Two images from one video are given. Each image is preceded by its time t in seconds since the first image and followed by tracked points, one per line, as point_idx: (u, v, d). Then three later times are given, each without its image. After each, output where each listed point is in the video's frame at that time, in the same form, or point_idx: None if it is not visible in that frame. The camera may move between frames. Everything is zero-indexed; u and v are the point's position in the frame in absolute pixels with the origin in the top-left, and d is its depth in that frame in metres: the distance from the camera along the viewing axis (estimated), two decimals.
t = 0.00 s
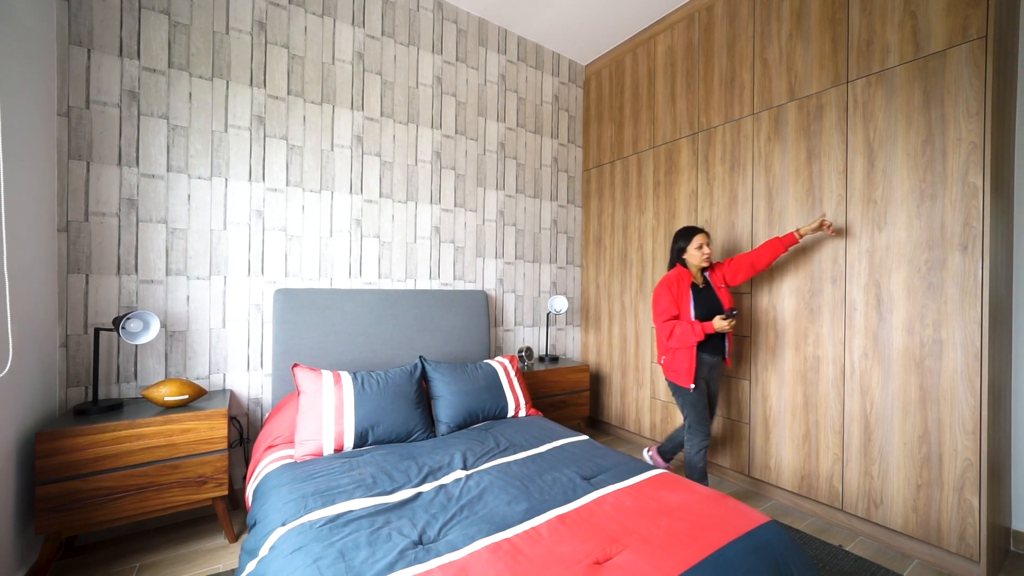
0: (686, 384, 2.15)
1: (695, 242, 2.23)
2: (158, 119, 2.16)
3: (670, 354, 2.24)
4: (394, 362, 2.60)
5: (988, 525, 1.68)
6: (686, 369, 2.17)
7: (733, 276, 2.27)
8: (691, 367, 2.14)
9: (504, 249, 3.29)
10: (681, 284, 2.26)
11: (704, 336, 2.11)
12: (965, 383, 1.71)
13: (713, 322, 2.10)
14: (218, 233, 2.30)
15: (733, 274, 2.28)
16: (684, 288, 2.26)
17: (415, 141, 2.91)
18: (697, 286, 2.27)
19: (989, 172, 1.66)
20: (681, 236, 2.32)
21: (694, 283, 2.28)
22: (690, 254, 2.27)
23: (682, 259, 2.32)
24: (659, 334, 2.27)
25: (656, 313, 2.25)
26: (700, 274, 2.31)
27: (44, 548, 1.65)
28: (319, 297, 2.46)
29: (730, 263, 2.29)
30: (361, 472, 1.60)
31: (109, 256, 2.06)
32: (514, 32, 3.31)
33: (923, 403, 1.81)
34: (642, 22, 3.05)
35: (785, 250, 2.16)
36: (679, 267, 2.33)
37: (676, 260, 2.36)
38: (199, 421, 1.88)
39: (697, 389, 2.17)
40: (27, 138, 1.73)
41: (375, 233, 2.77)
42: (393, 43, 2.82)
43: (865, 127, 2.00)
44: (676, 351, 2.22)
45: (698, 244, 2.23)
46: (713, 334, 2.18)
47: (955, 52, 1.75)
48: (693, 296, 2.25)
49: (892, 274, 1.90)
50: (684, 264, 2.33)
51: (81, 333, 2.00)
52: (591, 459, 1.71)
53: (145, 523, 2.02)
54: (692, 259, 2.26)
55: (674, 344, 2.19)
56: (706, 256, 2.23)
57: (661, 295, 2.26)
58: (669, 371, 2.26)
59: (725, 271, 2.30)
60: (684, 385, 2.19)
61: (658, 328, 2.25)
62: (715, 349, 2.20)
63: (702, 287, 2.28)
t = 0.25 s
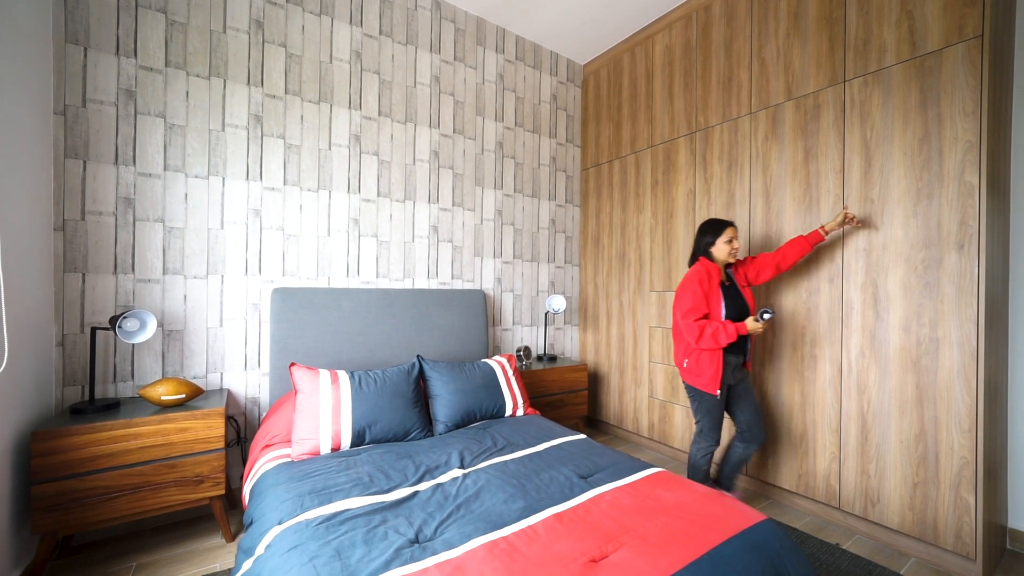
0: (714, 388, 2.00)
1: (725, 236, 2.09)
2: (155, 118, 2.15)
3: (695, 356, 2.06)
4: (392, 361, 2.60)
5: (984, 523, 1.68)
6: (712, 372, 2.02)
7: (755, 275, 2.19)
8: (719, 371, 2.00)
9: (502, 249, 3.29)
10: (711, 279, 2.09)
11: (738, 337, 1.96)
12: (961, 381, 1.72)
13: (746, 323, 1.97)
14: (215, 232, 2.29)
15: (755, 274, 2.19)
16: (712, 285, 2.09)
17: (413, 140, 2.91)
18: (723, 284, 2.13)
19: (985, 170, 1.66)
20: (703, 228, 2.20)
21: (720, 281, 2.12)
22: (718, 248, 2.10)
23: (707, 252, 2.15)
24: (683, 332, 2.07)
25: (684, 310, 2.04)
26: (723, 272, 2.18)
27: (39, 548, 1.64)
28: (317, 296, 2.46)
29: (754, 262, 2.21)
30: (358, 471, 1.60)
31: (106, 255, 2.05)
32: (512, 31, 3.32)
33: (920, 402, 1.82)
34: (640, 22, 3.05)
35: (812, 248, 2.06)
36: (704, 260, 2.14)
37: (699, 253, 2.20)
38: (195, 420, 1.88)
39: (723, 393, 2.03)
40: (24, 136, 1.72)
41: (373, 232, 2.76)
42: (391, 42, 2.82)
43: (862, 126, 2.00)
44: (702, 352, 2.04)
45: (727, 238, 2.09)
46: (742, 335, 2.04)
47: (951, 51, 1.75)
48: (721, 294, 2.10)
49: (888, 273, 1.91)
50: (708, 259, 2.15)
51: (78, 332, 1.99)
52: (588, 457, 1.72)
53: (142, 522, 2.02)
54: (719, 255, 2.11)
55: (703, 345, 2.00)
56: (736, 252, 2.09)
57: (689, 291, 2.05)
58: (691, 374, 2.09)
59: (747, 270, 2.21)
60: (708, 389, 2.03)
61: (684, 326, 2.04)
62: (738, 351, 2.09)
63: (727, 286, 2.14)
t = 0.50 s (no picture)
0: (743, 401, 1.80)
1: (759, 234, 1.90)
2: (149, 116, 2.14)
3: (722, 363, 1.85)
4: (388, 361, 2.59)
5: (978, 521, 1.69)
6: (741, 383, 1.82)
7: (788, 279, 2.06)
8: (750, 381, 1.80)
9: (498, 248, 3.29)
10: (743, 281, 1.89)
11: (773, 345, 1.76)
12: (955, 380, 1.72)
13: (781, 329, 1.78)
14: (210, 232, 2.28)
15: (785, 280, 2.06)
16: (744, 287, 1.90)
17: (410, 139, 2.91)
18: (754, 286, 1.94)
19: (979, 170, 1.66)
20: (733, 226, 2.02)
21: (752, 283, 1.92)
22: (750, 246, 1.91)
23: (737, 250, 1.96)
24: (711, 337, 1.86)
25: (713, 313, 1.84)
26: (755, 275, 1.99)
27: (32, 549, 1.63)
28: (313, 295, 2.45)
29: (785, 267, 2.07)
30: (352, 471, 1.59)
31: (100, 254, 2.04)
32: (508, 31, 3.31)
33: (914, 401, 1.82)
34: (637, 21, 3.05)
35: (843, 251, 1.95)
36: (735, 260, 1.95)
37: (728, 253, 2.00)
38: (190, 420, 1.87)
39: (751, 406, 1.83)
40: (16, 134, 1.71)
41: (369, 231, 2.76)
42: (387, 41, 2.82)
43: (857, 126, 2.00)
44: (730, 359, 1.84)
45: (761, 238, 1.90)
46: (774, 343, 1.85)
47: (945, 51, 1.75)
48: (753, 298, 1.91)
49: (883, 273, 1.91)
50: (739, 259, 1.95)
51: (71, 332, 1.98)
52: (583, 457, 1.71)
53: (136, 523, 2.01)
54: (750, 255, 1.92)
55: (733, 352, 1.79)
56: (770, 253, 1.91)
57: (720, 292, 1.85)
58: (716, 383, 1.89)
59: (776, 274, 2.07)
60: (736, 400, 1.82)
61: (712, 331, 1.84)
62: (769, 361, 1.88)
63: (758, 289, 1.96)
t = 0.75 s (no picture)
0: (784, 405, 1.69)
1: (792, 231, 1.82)
2: (139, 115, 2.13)
3: (759, 367, 1.76)
4: (381, 362, 2.58)
5: (966, 520, 1.70)
6: (781, 386, 1.71)
7: (834, 283, 1.91)
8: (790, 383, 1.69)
9: (492, 248, 3.28)
10: (775, 279, 1.80)
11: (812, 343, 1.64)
12: (944, 380, 1.73)
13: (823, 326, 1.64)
14: (201, 232, 2.27)
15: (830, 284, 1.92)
16: (778, 285, 1.80)
17: (403, 139, 2.90)
18: (792, 284, 1.84)
19: (968, 171, 1.67)
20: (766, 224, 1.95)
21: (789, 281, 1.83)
22: (783, 244, 1.83)
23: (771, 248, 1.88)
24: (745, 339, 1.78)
25: (744, 313, 1.76)
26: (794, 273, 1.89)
27: (18, 552, 1.62)
28: (305, 295, 2.44)
29: (832, 270, 1.92)
30: (343, 473, 1.58)
31: (88, 254, 2.02)
32: (503, 30, 3.31)
33: (904, 401, 1.83)
34: (631, 22, 3.06)
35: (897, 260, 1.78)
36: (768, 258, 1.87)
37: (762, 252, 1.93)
38: (179, 422, 1.86)
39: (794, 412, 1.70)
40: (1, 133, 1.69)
41: (362, 231, 2.75)
42: (380, 40, 2.80)
43: (848, 127, 2.01)
44: (768, 361, 1.74)
45: (795, 234, 1.81)
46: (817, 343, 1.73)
47: (935, 53, 1.76)
48: (789, 296, 1.81)
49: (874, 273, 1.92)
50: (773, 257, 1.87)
51: (58, 333, 1.96)
52: (575, 458, 1.71)
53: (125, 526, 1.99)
54: (785, 253, 1.84)
55: (768, 353, 1.70)
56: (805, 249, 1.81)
57: (750, 291, 1.78)
58: (756, 388, 1.78)
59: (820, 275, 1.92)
60: (778, 406, 1.71)
61: (745, 332, 1.76)
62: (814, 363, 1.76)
63: (798, 287, 1.85)
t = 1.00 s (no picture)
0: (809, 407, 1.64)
1: (810, 227, 1.76)
2: (121, 112, 2.09)
3: (781, 369, 1.71)
4: (369, 362, 2.56)
5: (949, 517, 1.72)
6: (806, 388, 1.66)
7: (868, 284, 1.79)
8: (814, 385, 1.64)
9: (483, 248, 3.27)
10: (794, 277, 1.75)
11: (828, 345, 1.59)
12: (928, 379, 1.75)
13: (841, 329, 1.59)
14: (185, 231, 2.23)
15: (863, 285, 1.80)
16: (797, 284, 1.75)
17: (393, 138, 2.88)
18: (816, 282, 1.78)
19: (950, 172, 1.69)
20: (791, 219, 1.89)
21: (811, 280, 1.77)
22: (805, 240, 1.77)
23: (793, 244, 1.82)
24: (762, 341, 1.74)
25: (759, 314, 1.73)
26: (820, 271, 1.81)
27: None
28: (292, 295, 2.41)
29: (867, 270, 1.81)
30: (328, 475, 1.57)
31: (68, 253, 1.99)
32: (493, 29, 3.30)
33: (889, 399, 1.84)
34: (621, 21, 3.06)
35: (948, 267, 1.63)
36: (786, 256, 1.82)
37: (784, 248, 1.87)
38: (162, 424, 1.83)
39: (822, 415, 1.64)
40: None
41: (351, 231, 2.72)
42: (369, 38, 2.78)
43: (834, 127, 2.03)
44: (790, 363, 1.70)
45: (815, 231, 1.75)
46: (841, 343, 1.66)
47: (919, 54, 1.78)
48: (809, 295, 1.74)
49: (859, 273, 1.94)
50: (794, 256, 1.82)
51: (37, 334, 1.92)
52: (563, 458, 1.71)
53: (107, 530, 1.96)
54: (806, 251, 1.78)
55: (786, 355, 1.66)
56: (827, 245, 1.74)
57: (764, 291, 1.74)
58: (780, 390, 1.74)
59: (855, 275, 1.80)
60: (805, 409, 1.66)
61: (761, 334, 1.72)
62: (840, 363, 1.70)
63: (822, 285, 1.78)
